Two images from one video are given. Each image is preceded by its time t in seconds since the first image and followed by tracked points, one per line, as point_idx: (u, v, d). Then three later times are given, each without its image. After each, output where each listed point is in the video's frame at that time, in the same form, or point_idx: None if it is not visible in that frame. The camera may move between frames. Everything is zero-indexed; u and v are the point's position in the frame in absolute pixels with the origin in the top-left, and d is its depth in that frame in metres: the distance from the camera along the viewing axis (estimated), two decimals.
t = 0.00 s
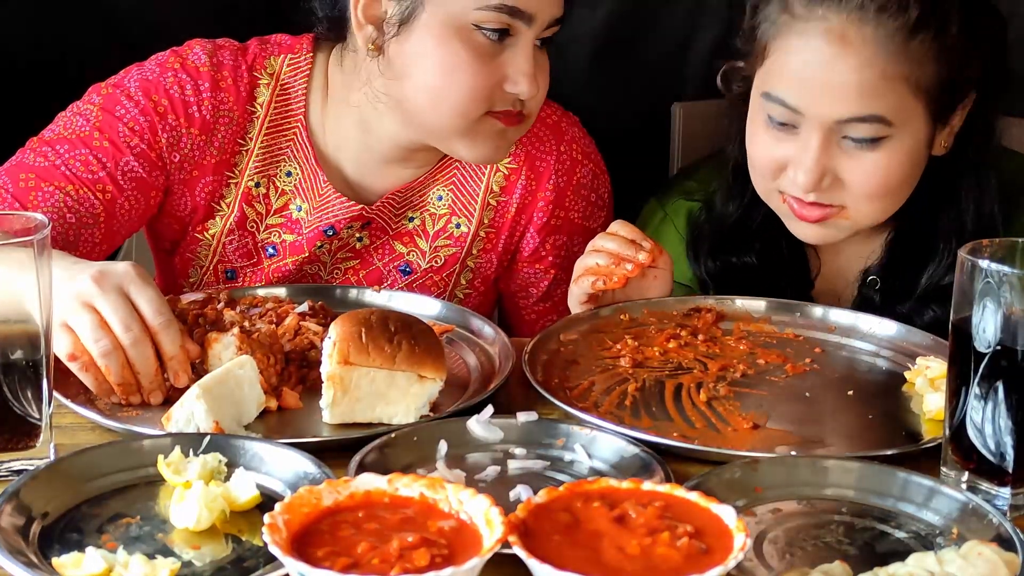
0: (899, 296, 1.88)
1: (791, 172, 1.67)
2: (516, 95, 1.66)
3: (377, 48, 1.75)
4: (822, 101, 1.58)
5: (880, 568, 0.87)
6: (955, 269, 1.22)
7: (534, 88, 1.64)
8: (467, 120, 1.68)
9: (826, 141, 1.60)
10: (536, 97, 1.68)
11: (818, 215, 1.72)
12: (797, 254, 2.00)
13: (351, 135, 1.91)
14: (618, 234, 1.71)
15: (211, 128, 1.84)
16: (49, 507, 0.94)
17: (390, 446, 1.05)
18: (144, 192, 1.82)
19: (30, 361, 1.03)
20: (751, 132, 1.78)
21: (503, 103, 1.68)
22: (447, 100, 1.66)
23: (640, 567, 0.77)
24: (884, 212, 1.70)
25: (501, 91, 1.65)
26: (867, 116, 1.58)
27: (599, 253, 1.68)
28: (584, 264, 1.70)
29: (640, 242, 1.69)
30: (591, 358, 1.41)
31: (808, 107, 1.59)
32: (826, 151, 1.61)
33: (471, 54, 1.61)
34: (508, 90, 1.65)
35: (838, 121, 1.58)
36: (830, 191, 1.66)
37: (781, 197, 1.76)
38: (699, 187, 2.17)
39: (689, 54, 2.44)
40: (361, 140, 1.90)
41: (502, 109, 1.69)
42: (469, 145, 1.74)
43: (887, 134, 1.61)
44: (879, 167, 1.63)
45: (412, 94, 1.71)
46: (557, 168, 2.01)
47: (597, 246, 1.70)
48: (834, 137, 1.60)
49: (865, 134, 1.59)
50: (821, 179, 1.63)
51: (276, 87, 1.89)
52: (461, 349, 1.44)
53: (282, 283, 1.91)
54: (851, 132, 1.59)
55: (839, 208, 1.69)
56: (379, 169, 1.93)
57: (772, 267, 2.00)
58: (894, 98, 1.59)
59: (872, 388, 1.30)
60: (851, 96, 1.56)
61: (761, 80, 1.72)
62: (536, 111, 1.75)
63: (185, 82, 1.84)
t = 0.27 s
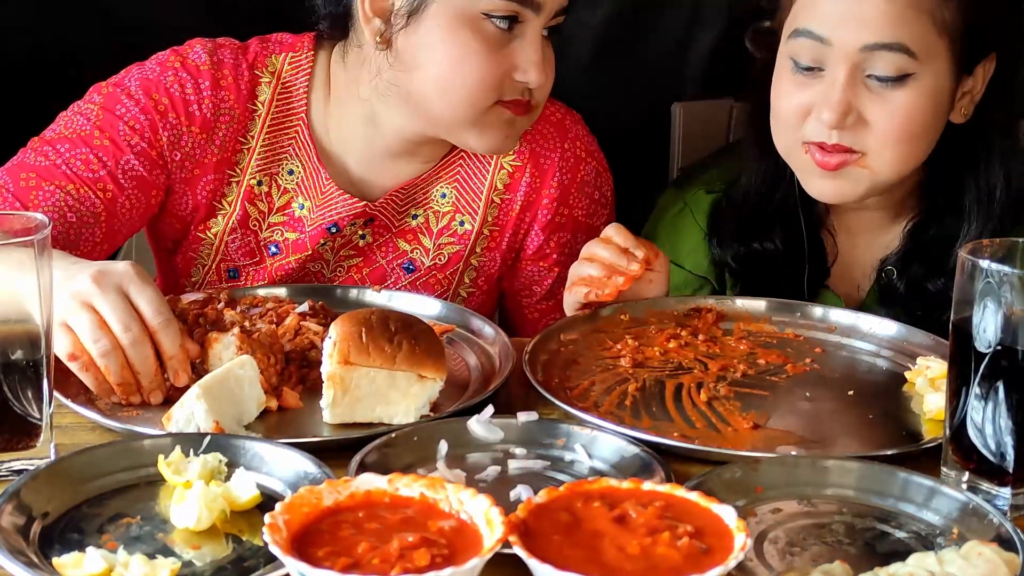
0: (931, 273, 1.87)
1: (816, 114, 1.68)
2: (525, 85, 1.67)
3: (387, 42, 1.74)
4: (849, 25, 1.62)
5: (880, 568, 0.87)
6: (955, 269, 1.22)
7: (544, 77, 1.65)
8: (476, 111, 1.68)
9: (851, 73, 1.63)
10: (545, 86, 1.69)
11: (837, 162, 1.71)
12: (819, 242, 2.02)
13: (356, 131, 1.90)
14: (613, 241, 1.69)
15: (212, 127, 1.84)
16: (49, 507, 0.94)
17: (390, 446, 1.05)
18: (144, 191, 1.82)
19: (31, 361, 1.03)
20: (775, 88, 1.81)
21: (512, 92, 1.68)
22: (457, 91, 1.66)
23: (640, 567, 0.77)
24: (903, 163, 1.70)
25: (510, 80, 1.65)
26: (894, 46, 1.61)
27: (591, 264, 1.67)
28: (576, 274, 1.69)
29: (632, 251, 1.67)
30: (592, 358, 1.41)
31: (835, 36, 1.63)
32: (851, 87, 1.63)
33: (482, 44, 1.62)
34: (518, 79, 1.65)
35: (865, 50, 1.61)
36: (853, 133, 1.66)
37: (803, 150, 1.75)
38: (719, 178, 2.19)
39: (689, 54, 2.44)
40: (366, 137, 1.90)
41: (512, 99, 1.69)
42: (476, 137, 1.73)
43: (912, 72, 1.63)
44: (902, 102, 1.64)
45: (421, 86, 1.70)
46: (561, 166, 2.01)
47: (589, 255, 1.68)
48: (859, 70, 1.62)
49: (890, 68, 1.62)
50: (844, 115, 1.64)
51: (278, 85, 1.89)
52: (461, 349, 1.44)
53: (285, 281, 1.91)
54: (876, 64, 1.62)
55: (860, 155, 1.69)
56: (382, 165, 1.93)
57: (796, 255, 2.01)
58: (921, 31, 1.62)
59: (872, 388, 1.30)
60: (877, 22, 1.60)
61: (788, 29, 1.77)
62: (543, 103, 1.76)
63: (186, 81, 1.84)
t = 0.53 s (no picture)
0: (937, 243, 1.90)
1: (833, 104, 1.69)
2: (521, 72, 1.66)
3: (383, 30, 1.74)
4: (857, 14, 1.64)
5: (880, 568, 0.87)
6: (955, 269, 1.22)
7: (540, 63, 1.65)
8: (471, 99, 1.68)
9: (865, 57, 1.64)
10: (540, 74, 1.69)
11: (862, 153, 1.72)
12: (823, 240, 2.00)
13: (356, 123, 1.91)
14: (634, 235, 1.72)
15: (212, 123, 1.84)
16: (49, 506, 0.94)
17: (390, 445, 1.05)
18: (144, 188, 1.82)
19: (31, 361, 1.03)
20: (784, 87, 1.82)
21: (507, 82, 1.67)
22: (453, 77, 1.66)
23: (640, 567, 0.77)
24: (925, 145, 1.71)
25: (506, 68, 1.65)
26: (904, 27, 1.63)
27: (613, 256, 1.68)
28: (597, 267, 1.70)
29: (653, 244, 1.69)
30: (592, 357, 1.41)
31: (844, 24, 1.65)
32: (866, 71, 1.64)
33: (476, 31, 1.62)
34: (513, 66, 1.65)
35: (875, 34, 1.63)
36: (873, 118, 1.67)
37: (824, 147, 1.76)
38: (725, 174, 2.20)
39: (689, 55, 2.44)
40: (365, 128, 1.91)
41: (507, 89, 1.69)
42: (471, 126, 1.73)
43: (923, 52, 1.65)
44: (919, 83, 1.65)
45: (418, 74, 1.70)
46: (562, 162, 2.00)
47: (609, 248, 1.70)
48: (873, 54, 1.64)
49: (902, 49, 1.64)
50: (864, 100, 1.65)
51: (276, 81, 1.89)
52: (461, 349, 1.44)
53: (285, 278, 1.91)
54: (888, 46, 1.64)
55: (882, 141, 1.70)
56: (382, 159, 1.94)
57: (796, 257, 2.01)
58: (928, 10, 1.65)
59: (872, 388, 1.30)
60: (883, 6, 1.63)
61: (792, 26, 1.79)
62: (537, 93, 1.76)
63: (185, 77, 1.84)
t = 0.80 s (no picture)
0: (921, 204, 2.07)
1: (838, 100, 1.78)
2: (520, 68, 1.66)
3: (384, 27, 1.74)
4: (821, 22, 1.76)
5: (880, 568, 0.87)
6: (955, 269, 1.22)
7: (539, 60, 1.65)
8: (470, 93, 1.68)
9: (848, 48, 1.76)
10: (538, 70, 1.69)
11: (887, 134, 1.81)
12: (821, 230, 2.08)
13: (355, 121, 1.91)
14: (630, 239, 1.74)
15: (211, 121, 1.84)
16: (48, 506, 0.94)
17: (389, 445, 1.05)
18: (145, 186, 1.82)
19: (31, 360, 1.02)
20: (779, 117, 1.93)
21: (505, 79, 1.67)
22: (451, 71, 1.66)
23: (640, 567, 0.77)
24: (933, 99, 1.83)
25: (505, 64, 1.65)
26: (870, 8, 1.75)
27: (610, 262, 1.69)
28: (595, 275, 1.70)
29: (649, 248, 1.71)
30: (592, 357, 1.41)
31: (816, 27, 1.77)
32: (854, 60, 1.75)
33: (475, 26, 1.62)
34: (511, 61, 1.65)
35: (846, 25, 1.74)
36: (878, 99, 1.78)
37: (844, 145, 1.84)
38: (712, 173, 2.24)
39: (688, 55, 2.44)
40: (365, 126, 1.91)
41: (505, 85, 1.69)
42: (472, 120, 1.73)
43: (892, 25, 1.78)
44: (900, 54, 1.78)
45: (416, 68, 1.70)
46: (562, 161, 2.00)
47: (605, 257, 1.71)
48: (853, 42, 1.76)
49: (875, 28, 1.76)
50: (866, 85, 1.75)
51: (276, 80, 1.89)
52: (461, 349, 1.44)
53: (284, 276, 1.91)
54: (863, 30, 1.75)
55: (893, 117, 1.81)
56: (381, 156, 1.94)
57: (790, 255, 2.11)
58: None
59: (872, 388, 1.30)
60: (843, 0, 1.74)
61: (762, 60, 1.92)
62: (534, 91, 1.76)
63: (185, 76, 1.84)
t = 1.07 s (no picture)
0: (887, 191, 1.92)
1: (790, 107, 1.73)
2: (520, 70, 1.66)
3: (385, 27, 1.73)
4: (761, 31, 1.71)
5: (880, 568, 0.87)
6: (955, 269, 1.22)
7: (540, 62, 1.65)
8: (470, 94, 1.68)
9: (792, 54, 1.70)
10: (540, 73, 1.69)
11: (842, 132, 1.75)
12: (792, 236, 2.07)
13: (355, 122, 1.91)
14: (620, 243, 1.77)
15: (212, 123, 1.84)
16: (48, 507, 0.94)
17: (390, 445, 1.05)
18: (145, 187, 1.82)
19: (31, 361, 1.02)
20: (734, 128, 1.88)
21: (505, 80, 1.67)
22: (451, 72, 1.66)
23: (640, 567, 0.77)
24: (885, 91, 1.77)
25: (506, 66, 1.65)
26: (807, 12, 1.70)
27: (603, 267, 1.72)
28: (588, 280, 1.73)
29: (641, 250, 1.75)
30: (592, 357, 1.41)
31: (758, 40, 1.72)
32: (800, 66, 1.70)
33: (476, 28, 1.62)
34: (512, 64, 1.65)
35: (786, 33, 1.69)
36: (829, 101, 1.72)
37: (802, 150, 1.79)
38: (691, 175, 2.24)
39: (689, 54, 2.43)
40: (365, 127, 1.90)
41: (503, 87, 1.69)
42: (470, 120, 1.73)
43: (836, 25, 1.72)
44: (846, 52, 1.72)
45: (416, 68, 1.70)
46: (562, 162, 2.00)
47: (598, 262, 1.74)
48: (796, 48, 1.70)
49: (817, 30, 1.70)
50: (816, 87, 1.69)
51: (277, 81, 1.89)
52: (461, 349, 1.44)
53: (285, 277, 1.91)
54: (806, 34, 1.70)
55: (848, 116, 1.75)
56: (381, 158, 1.94)
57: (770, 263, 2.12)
58: None
59: (872, 388, 1.30)
60: (780, 9, 1.70)
61: (710, 73, 1.87)
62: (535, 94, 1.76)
63: (185, 77, 1.84)
